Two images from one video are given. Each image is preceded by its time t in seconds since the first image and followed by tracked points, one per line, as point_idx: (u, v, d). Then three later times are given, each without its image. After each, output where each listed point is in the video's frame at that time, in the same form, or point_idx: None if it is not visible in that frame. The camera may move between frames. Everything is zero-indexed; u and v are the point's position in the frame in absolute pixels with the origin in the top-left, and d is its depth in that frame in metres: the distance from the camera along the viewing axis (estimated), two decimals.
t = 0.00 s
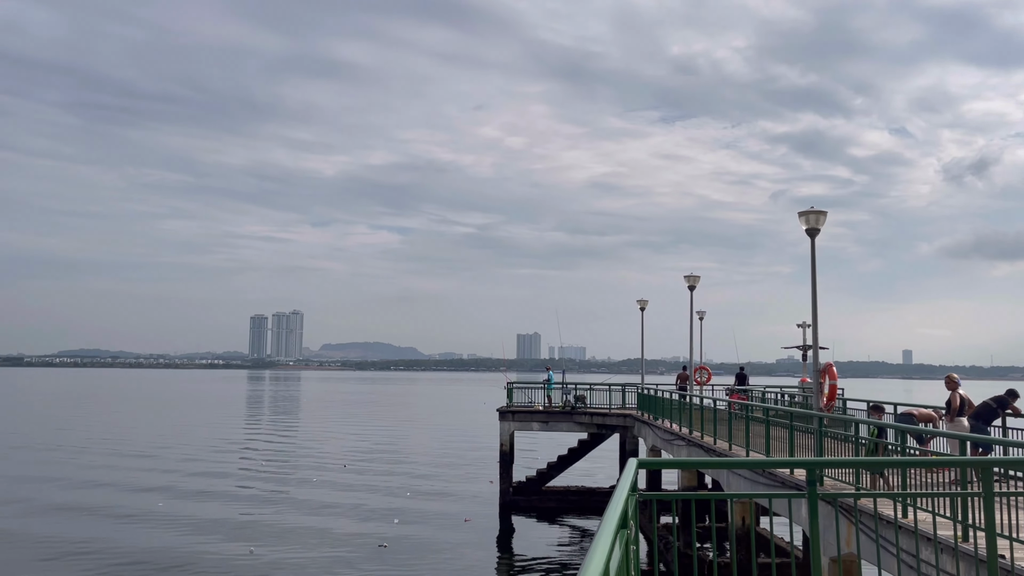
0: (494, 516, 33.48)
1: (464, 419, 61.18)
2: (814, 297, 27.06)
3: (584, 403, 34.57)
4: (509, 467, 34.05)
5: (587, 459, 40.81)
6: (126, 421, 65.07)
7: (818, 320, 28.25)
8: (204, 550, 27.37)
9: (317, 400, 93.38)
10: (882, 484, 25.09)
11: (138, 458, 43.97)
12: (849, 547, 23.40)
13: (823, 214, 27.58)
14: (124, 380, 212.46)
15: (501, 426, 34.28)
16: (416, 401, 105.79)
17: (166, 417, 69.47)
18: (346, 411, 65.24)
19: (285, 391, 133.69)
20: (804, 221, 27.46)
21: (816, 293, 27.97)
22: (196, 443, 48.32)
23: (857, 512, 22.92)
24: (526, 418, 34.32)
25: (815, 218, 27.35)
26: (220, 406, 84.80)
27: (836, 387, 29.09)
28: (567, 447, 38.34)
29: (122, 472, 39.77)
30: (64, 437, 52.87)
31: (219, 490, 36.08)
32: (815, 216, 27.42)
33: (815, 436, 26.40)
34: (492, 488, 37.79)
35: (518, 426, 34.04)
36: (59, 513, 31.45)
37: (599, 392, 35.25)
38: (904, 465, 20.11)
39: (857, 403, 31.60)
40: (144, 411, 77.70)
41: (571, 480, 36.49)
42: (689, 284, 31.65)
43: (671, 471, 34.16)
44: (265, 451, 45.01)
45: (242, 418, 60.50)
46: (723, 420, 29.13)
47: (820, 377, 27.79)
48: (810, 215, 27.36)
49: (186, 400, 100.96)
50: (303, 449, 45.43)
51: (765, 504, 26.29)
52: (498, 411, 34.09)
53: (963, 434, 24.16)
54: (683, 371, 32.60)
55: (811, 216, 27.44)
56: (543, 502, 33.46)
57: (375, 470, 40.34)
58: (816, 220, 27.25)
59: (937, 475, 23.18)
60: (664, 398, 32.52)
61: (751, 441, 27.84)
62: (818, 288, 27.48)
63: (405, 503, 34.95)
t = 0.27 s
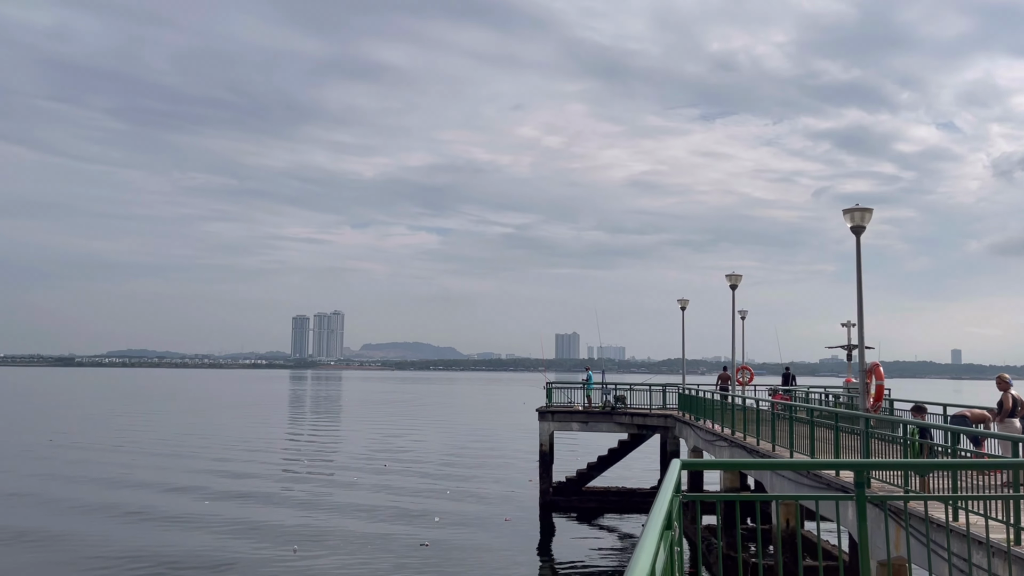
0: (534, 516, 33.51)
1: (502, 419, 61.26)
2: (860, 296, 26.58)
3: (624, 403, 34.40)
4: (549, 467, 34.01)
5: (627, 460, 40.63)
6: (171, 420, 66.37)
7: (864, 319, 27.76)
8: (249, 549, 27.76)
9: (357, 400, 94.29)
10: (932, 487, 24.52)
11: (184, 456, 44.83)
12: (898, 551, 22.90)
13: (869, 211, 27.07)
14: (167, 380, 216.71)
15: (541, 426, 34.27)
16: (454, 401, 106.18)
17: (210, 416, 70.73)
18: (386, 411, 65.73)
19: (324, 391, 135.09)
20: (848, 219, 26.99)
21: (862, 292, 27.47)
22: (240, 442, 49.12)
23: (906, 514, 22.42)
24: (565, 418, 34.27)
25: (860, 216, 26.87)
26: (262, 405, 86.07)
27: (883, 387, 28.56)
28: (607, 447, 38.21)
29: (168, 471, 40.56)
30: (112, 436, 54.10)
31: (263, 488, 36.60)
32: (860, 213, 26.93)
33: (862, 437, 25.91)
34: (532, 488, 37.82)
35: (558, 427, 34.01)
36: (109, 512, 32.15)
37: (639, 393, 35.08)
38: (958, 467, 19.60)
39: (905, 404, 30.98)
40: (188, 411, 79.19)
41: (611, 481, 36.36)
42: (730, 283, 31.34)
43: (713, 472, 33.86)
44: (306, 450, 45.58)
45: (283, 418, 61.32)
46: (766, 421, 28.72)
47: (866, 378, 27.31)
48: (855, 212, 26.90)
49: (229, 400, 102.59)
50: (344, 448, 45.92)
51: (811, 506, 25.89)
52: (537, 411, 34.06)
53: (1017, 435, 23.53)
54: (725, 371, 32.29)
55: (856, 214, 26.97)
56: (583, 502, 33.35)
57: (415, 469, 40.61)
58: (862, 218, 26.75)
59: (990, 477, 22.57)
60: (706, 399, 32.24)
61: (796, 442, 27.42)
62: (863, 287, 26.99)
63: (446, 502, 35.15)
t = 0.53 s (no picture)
0: (574, 517, 33.54)
1: (540, 419, 61.29)
2: (906, 295, 26.09)
3: (664, 404, 34.18)
4: (588, 468, 33.97)
5: (667, 461, 40.42)
6: (215, 421, 67.62)
7: (910, 319, 27.25)
8: (292, 549, 28.20)
9: (396, 400, 95.03)
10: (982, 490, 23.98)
11: (228, 456, 45.66)
12: (947, 556, 22.46)
13: (914, 209, 26.56)
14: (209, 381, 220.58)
15: (580, 427, 34.24)
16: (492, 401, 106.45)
17: (253, 416, 71.93)
18: (425, 411, 66.19)
19: (368, 392, 136.65)
20: (894, 217, 26.52)
21: (907, 291, 26.97)
22: (283, 442, 49.89)
23: (954, 519, 21.98)
24: (605, 419, 34.21)
25: (906, 214, 26.37)
26: (303, 405, 87.26)
27: (929, 388, 28.00)
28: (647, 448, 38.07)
29: (213, 471, 41.34)
30: (159, 437, 55.31)
31: (305, 488, 37.12)
32: (906, 211, 26.44)
33: (908, 440, 25.42)
34: (572, 489, 37.86)
35: (598, 428, 33.94)
36: (156, 512, 32.87)
37: (679, 393, 34.90)
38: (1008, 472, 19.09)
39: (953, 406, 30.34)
40: (232, 411, 80.63)
41: (651, 482, 36.20)
42: (772, 283, 31.00)
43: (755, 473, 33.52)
44: (347, 450, 46.11)
45: (324, 418, 62.10)
46: (809, 422, 28.31)
47: (912, 379, 26.80)
48: (900, 210, 26.40)
49: (273, 400, 104.25)
50: (384, 448, 46.37)
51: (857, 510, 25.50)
52: (576, 412, 34.00)
53: None
54: (766, 372, 31.95)
55: (902, 212, 26.48)
56: (623, 504, 33.32)
57: (455, 470, 40.86)
58: (907, 216, 26.24)
59: None
60: (747, 400, 31.91)
61: (840, 445, 26.99)
62: (909, 286, 26.48)
63: (485, 503, 35.35)
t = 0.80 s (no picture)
0: (612, 520, 33.41)
1: (577, 421, 61.18)
2: (952, 295, 25.56)
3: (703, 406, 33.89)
4: (626, 471, 33.80)
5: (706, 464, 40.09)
6: (257, 421, 68.66)
7: (957, 320, 26.69)
8: (331, 549, 28.53)
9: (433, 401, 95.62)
10: None
11: (270, 456, 46.38)
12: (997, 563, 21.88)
13: (961, 207, 26.02)
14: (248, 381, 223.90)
15: (618, 429, 34.09)
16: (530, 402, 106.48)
17: (293, 417, 72.92)
18: (462, 412, 66.46)
19: (405, 393, 137.63)
20: (939, 216, 26.01)
21: (954, 291, 26.41)
22: (323, 442, 50.54)
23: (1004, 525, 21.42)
24: (643, 421, 34.02)
25: (952, 212, 25.85)
26: (341, 406, 88.22)
27: (976, 390, 27.39)
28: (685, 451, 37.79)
29: (255, 471, 42.01)
30: (202, 436, 56.38)
31: (344, 489, 37.50)
32: (952, 210, 25.92)
33: (955, 443, 24.84)
34: (610, 492, 37.74)
35: (636, 430, 33.76)
36: (200, 512, 33.51)
37: (718, 395, 34.60)
38: None
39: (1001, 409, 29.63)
40: (272, 411, 81.83)
41: (690, 485, 35.94)
42: (813, 283, 30.59)
43: (796, 477, 33.08)
44: (386, 451, 46.52)
45: (362, 419, 62.72)
46: (852, 425, 27.82)
47: (959, 381, 26.24)
48: (946, 209, 25.89)
49: (313, 401, 105.62)
50: (421, 449, 46.66)
51: (902, 514, 24.99)
52: (614, 414, 33.86)
53: None
54: (807, 374, 31.54)
55: (947, 210, 25.96)
56: (662, 507, 33.12)
57: (493, 471, 41.01)
58: (953, 214, 25.69)
59: None
60: (787, 402, 31.50)
61: (884, 448, 26.47)
62: (956, 286, 25.94)
63: (523, 505, 35.40)
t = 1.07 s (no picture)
0: (648, 523, 33.18)
1: (611, 423, 60.96)
2: (998, 296, 24.98)
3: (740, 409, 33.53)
4: (663, 474, 33.54)
5: (744, 468, 39.66)
6: (293, 423, 69.45)
7: (1002, 321, 26.07)
8: (366, 548, 28.69)
9: (467, 403, 95.82)
10: None
11: (307, 458, 46.84)
12: None
13: (1006, 206, 25.45)
14: (283, 384, 226.53)
15: (654, 432, 33.86)
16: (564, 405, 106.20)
17: (328, 419, 73.58)
18: (496, 415, 66.59)
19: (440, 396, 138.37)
20: (983, 215, 25.46)
21: (999, 291, 25.82)
22: (359, 444, 50.97)
23: None
24: (679, 424, 33.76)
25: (997, 212, 25.29)
26: (376, 408, 88.91)
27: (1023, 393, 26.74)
28: (722, 454, 37.42)
29: (291, 472, 42.43)
30: (240, 437, 57.20)
31: (380, 491, 37.74)
32: (996, 209, 25.35)
33: (1002, 447, 24.19)
34: (646, 495, 37.50)
35: (672, 433, 33.50)
36: (238, 512, 33.92)
37: (756, 398, 34.23)
38: None
39: None
40: (308, 413, 82.72)
41: (727, 489, 35.57)
42: (852, 285, 30.14)
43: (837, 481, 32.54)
44: (421, 454, 46.74)
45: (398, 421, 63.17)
46: (894, 428, 27.25)
47: (1004, 383, 25.64)
48: (990, 208, 25.33)
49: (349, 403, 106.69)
50: (456, 452, 46.82)
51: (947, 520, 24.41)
52: (650, 417, 33.64)
53: None
54: (847, 376, 31.05)
55: (992, 210, 25.39)
56: (699, 510, 32.80)
57: (528, 474, 41.00)
58: (998, 214, 25.14)
59: None
60: (827, 405, 31.01)
61: (927, 452, 25.88)
62: (1001, 287, 25.35)
63: (558, 507, 35.32)
